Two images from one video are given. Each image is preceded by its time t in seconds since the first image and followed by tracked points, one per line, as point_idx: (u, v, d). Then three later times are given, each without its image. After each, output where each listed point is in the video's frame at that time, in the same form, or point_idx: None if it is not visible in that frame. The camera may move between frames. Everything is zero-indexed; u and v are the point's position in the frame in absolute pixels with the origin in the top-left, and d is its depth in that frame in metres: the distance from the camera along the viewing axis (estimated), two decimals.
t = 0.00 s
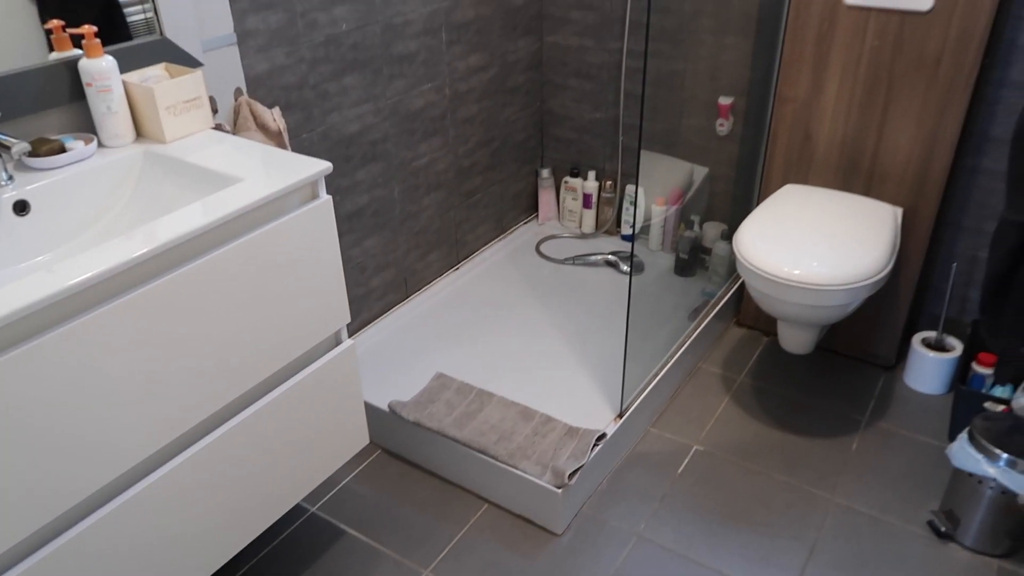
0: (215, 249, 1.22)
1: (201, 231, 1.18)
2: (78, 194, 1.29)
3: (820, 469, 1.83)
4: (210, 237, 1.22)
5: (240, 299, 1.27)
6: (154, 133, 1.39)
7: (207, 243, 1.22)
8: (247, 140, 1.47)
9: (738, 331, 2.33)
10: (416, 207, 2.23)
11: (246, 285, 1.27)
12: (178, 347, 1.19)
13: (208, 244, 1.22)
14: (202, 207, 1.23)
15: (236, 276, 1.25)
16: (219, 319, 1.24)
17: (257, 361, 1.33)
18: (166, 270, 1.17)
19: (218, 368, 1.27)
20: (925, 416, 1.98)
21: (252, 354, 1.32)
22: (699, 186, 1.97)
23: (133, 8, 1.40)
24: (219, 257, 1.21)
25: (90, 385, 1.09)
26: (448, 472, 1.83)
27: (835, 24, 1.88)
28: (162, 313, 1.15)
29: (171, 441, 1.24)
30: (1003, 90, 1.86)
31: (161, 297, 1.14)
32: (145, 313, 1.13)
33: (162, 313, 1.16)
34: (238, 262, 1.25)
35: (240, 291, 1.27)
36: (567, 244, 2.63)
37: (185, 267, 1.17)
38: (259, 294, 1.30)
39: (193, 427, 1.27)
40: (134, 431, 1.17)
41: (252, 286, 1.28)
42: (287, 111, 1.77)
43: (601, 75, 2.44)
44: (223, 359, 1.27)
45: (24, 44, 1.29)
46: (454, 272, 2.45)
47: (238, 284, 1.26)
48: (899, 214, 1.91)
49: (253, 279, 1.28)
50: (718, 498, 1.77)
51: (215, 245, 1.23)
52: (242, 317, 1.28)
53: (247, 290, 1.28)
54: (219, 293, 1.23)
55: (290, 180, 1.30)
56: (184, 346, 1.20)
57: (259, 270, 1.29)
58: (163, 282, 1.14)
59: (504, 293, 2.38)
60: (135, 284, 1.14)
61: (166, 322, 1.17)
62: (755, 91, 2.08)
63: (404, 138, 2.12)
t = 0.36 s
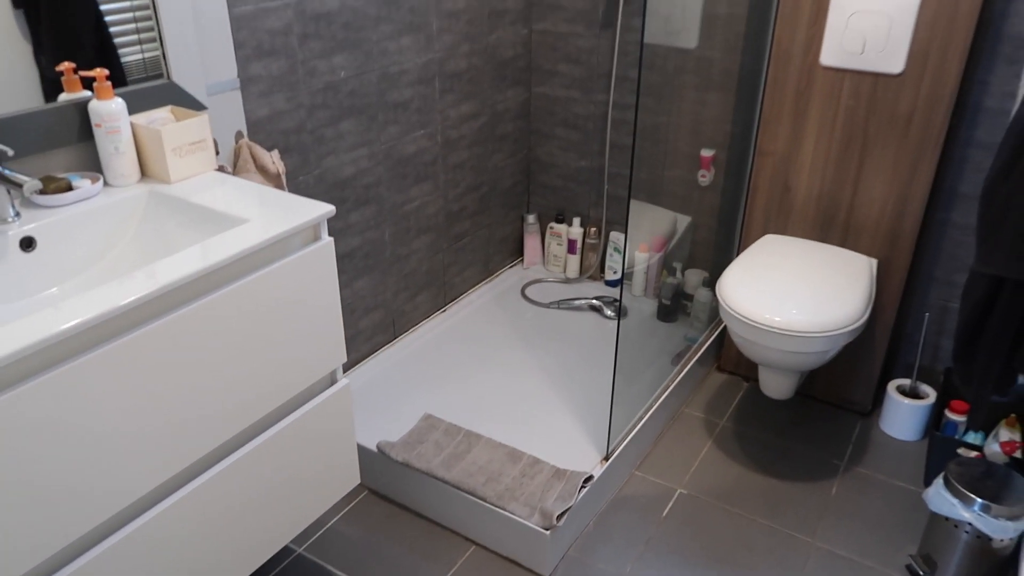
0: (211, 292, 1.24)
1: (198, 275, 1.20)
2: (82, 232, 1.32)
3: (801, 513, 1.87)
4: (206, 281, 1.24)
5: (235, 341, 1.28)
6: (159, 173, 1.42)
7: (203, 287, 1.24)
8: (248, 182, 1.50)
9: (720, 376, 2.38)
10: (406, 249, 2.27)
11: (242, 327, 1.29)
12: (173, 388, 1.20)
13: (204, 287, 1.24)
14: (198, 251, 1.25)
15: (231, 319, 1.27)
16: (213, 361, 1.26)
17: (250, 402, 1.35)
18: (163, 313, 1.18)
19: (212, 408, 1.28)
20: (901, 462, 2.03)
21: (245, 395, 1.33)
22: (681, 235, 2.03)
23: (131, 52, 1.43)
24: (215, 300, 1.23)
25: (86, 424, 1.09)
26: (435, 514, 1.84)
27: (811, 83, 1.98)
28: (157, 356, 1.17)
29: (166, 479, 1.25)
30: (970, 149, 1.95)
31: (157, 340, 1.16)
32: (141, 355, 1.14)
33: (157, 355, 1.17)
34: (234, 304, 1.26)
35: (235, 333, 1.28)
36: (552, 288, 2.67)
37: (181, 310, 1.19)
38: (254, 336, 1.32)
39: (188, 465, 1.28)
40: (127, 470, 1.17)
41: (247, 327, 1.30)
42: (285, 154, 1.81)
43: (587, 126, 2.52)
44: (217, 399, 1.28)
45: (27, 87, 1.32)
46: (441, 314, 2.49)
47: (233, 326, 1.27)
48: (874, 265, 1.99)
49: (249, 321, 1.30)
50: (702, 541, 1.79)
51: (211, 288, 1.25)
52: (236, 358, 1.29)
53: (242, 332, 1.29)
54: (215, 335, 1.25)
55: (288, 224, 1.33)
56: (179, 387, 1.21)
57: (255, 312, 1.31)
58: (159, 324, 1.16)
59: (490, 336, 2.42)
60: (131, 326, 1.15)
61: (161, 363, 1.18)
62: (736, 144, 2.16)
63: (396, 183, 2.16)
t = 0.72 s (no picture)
0: (220, 307, 1.26)
1: (207, 292, 1.22)
2: (98, 248, 1.35)
3: (784, 521, 1.94)
4: (215, 297, 1.26)
5: (243, 355, 1.31)
6: (170, 191, 1.47)
7: (212, 302, 1.26)
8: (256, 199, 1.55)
9: (702, 390, 2.46)
10: (398, 267, 2.32)
11: (249, 342, 1.32)
12: (183, 401, 1.22)
13: (213, 303, 1.26)
14: (206, 269, 1.27)
15: (240, 334, 1.29)
16: (222, 374, 1.28)
17: (257, 415, 1.37)
18: (173, 328, 1.20)
19: (220, 421, 1.30)
20: (877, 471, 2.11)
21: (252, 408, 1.36)
22: (665, 255, 2.08)
23: (124, 72, 1.45)
24: (224, 315, 1.26)
25: (104, 433, 1.12)
26: (431, 524, 1.88)
27: (790, 109, 2.08)
28: (168, 370, 1.19)
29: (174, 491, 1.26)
30: (938, 173, 2.07)
31: (168, 354, 1.18)
32: (154, 369, 1.16)
33: (169, 369, 1.19)
34: (243, 319, 1.29)
35: (243, 348, 1.31)
36: (538, 306, 2.74)
37: (191, 324, 1.21)
38: (261, 350, 1.34)
39: (198, 475, 1.31)
40: (144, 478, 1.19)
41: (254, 342, 1.33)
42: (286, 173, 1.86)
43: (573, 149, 2.61)
44: (224, 412, 1.30)
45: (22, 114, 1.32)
46: (431, 330, 2.54)
47: (241, 340, 1.30)
48: (850, 282, 2.08)
49: (256, 336, 1.33)
50: (690, 549, 1.85)
51: (219, 304, 1.27)
52: (244, 372, 1.32)
53: (250, 347, 1.32)
54: (225, 350, 1.27)
55: (295, 241, 1.37)
56: (188, 401, 1.23)
57: (263, 327, 1.34)
58: (171, 339, 1.18)
59: (479, 352, 2.47)
60: (142, 341, 1.17)
61: (172, 377, 1.20)
62: (718, 167, 2.26)
63: (391, 202, 2.22)
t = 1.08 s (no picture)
0: (226, 291, 1.29)
1: (214, 275, 1.24)
2: (117, 226, 1.40)
3: (768, 504, 2.02)
4: (221, 281, 1.29)
5: (248, 338, 1.34)
6: (185, 174, 1.51)
7: (218, 286, 1.28)
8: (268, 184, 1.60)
9: (690, 381, 2.54)
10: (396, 256, 2.37)
11: (254, 325, 1.34)
12: (189, 381, 1.25)
13: (219, 287, 1.28)
14: (213, 253, 1.29)
15: (245, 318, 1.32)
16: (227, 356, 1.30)
17: (260, 397, 1.40)
18: (180, 310, 1.22)
19: (225, 401, 1.32)
20: (856, 458, 2.20)
21: (255, 389, 1.38)
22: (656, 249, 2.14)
23: (121, 59, 1.47)
24: (230, 299, 1.28)
25: (129, 400, 1.16)
26: (428, 504, 1.94)
27: (779, 109, 2.16)
28: (174, 351, 1.21)
29: (182, 466, 1.29)
30: (918, 173, 2.16)
31: (175, 335, 1.20)
32: (161, 349, 1.18)
33: (176, 350, 1.21)
34: (249, 303, 1.32)
35: (248, 331, 1.33)
36: (530, 297, 2.80)
37: (198, 307, 1.23)
38: (266, 334, 1.37)
39: (205, 451, 1.34)
40: (164, 447, 1.24)
41: (259, 325, 1.35)
42: (292, 161, 1.92)
43: (567, 144, 2.68)
44: (228, 393, 1.33)
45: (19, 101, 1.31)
46: (426, 319, 2.59)
47: (247, 324, 1.33)
48: (833, 276, 2.17)
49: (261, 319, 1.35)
50: (678, 529, 1.93)
51: (225, 288, 1.30)
52: (249, 354, 1.35)
53: (255, 330, 1.35)
54: (240, 326, 1.31)
55: (301, 228, 1.40)
56: (194, 381, 1.25)
57: (268, 310, 1.36)
58: (177, 320, 1.20)
59: (474, 341, 2.53)
60: (156, 318, 1.19)
61: (179, 358, 1.22)
62: (709, 163, 2.33)
63: (390, 193, 2.28)
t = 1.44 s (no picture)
0: (232, 282, 1.28)
1: (220, 266, 1.23)
2: (127, 217, 1.41)
3: (765, 494, 2.06)
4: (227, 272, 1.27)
5: (253, 328, 1.33)
6: (194, 166, 1.54)
7: (224, 277, 1.27)
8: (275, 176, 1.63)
9: (687, 374, 2.57)
10: (397, 250, 2.40)
11: (259, 316, 1.33)
12: (196, 371, 1.24)
13: (225, 277, 1.27)
14: (220, 244, 1.28)
15: (250, 309, 1.31)
16: (233, 347, 1.30)
17: (264, 389, 1.39)
18: (187, 300, 1.21)
19: (230, 392, 1.32)
20: (850, 450, 2.24)
21: (260, 381, 1.38)
22: (654, 245, 2.16)
23: (124, 53, 1.48)
24: (236, 290, 1.27)
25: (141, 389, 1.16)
26: (430, 495, 1.96)
27: (775, 106, 2.19)
28: (182, 341, 1.20)
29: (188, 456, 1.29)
30: (912, 170, 2.20)
31: (184, 325, 1.19)
32: (169, 339, 1.17)
33: (183, 339, 1.20)
34: (254, 294, 1.31)
35: (253, 322, 1.32)
36: (529, 293, 2.83)
37: (204, 297, 1.22)
38: (270, 325, 1.36)
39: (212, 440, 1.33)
40: (176, 435, 1.24)
41: (264, 316, 1.34)
42: (297, 155, 1.94)
43: (566, 141, 2.71)
44: (235, 384, 1.32)
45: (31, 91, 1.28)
46: (426, 313, 2.62)
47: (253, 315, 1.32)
48: (828, 271, 2.20)
49: (266, 311, 1.34)
50: (676, 520, 1.96)
51: (231, 278, 1.29)
52: (254, 345, 1.34)
53: (260, 322, 1.34)
54: (250, 316, 1.31)
55: (307, 220, 1.39)
56: (199, 371, 1.24)
57: (273, 302, 1.35)
58: (185, 310, 1.19)
59: (474, 335, 2.56)
60: (169, 305, 1.19)
61: (186, 348, 1.21)
62: (706, 160, 2.36)
63: (392, 187, 2.30)
